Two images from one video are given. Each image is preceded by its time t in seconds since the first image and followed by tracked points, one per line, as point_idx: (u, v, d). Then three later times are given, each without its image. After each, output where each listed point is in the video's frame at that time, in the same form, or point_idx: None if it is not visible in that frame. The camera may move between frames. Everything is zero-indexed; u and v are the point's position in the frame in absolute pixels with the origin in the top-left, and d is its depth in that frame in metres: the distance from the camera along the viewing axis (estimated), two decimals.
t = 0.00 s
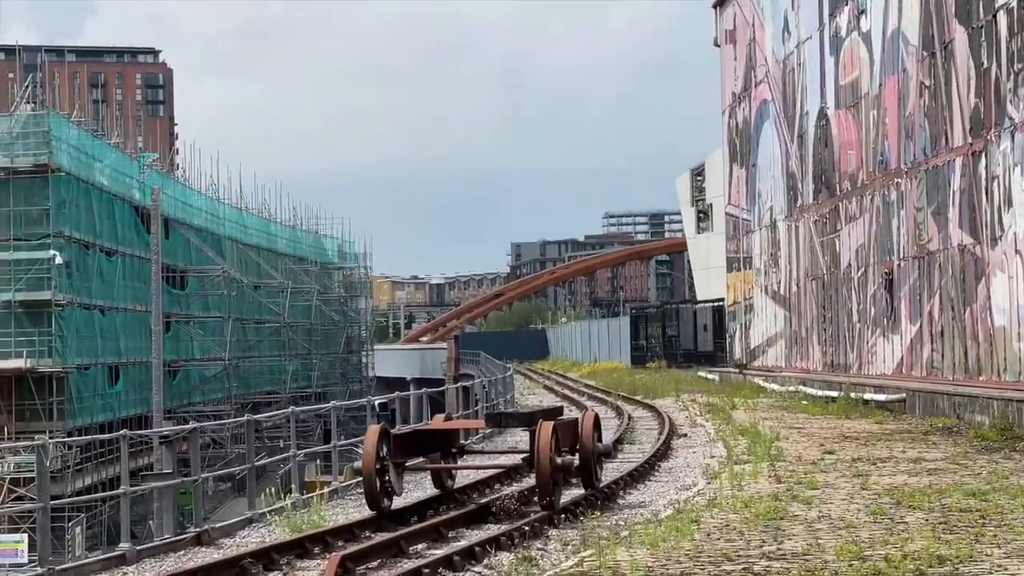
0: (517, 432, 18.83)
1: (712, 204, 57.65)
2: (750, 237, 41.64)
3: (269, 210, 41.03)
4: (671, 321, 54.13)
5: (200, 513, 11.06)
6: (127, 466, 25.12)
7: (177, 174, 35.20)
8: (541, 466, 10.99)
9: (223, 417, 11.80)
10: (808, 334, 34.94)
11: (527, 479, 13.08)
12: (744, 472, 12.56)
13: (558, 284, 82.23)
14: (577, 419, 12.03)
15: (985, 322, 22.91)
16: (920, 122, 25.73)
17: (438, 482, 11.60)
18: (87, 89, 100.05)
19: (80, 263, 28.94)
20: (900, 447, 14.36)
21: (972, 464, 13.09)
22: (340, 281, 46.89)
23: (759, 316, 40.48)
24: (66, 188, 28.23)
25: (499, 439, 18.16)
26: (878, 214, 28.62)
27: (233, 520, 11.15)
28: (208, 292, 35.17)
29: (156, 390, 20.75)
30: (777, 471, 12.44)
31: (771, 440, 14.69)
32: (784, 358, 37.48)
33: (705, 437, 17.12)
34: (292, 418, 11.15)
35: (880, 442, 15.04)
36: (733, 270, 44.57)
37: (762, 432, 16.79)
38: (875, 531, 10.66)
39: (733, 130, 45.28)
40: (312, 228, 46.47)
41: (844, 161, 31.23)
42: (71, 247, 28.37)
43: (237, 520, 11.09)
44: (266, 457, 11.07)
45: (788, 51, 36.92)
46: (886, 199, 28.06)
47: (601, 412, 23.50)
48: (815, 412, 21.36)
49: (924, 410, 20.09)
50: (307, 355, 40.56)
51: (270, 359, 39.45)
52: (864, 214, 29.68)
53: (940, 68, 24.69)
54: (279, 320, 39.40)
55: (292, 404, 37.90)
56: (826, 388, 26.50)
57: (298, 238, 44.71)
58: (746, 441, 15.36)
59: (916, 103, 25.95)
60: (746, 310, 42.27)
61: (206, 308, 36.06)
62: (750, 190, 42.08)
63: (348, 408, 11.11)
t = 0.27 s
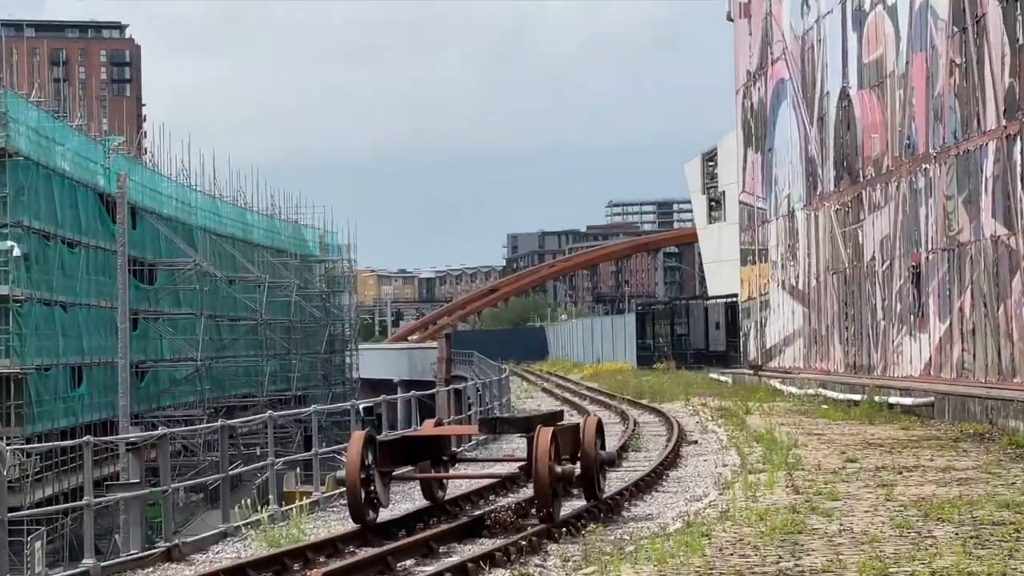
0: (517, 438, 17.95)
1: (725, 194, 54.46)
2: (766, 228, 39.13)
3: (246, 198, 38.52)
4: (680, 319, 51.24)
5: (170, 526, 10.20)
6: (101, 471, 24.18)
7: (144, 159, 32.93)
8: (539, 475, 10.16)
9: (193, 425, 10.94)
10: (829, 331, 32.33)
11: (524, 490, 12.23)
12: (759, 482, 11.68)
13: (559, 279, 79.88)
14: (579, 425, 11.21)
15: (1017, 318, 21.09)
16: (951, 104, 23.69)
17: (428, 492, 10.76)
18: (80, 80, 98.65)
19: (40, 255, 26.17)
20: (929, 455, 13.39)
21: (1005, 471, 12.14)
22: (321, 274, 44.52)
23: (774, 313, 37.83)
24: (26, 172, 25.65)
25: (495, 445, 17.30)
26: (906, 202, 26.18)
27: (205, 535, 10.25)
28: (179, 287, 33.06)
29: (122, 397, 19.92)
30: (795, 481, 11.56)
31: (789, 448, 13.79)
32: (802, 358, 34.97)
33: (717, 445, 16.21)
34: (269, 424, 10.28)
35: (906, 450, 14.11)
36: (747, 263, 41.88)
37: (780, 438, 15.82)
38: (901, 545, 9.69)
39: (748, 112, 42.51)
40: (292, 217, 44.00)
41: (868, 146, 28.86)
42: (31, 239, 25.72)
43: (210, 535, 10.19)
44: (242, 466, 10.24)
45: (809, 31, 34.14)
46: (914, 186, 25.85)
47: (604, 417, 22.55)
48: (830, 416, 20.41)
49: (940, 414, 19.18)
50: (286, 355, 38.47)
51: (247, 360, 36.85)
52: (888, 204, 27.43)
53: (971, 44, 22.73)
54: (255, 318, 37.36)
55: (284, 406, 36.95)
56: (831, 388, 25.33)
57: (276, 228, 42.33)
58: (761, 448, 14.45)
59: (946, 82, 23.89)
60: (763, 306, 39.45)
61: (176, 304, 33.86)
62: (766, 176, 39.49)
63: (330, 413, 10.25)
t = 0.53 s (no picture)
0: (515, 440, 17.24)
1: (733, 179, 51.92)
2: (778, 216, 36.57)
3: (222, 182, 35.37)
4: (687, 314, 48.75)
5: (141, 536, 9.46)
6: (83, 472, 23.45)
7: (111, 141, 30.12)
8: (535, 480, 9.50)
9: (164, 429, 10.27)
10: (845, 327, 29.96)
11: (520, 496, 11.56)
12: (771, 487, 11.00)
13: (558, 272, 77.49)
14: (579, 427, 10.55)
15: None
16: (975, 83, 21.86)
17: (417, 499, 10.10)
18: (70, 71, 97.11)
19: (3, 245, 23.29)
20: (951, 459, 12.68)
21: None
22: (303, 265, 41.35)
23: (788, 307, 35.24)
24: None
25: (490, 447, 16.59)
26: (928, 189, 24.15)
27: (180, 544, 9.47)
28: (149, 279, 30.05)
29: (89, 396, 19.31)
30: (808, 487, 10.88)
31: (802, 451, 13.11)
32: (817, 355, 32.49)
33: (726, 448, 15.49)
34: (247, 425, 9.61)
35: (926, 453, 13.42)
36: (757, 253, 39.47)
37: (793, 440, 15.08)
38: (923, 555, 8.95)
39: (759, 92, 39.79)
40: (270, 203, 40.47)
41: (887, 129, 26.67)
42: None
43: (185, 543, 9.41)
44: (218, 470, 9.58)
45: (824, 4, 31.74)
46: (936, 171, 23.87)
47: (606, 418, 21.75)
48: (845, 417, 19.65)
49: (963, 414, 18.40)
50: (265, 352, 35.38)
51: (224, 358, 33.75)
52: (908, 190, 25.36)
53: (998, 20, 20.92)
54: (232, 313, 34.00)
55: (278, 405, 36.16)
56: (846, 386, 24.20)
57: (253, 214, 38.91)
58: (773, 452, 13.77)
59: (970, 59, 22.08)
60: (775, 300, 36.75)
61: (147, 297, 31.05)
62: (778, 161, 37.22)
63: (312, 413, 9.60)
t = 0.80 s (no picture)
0: (511, 440, 16.72)
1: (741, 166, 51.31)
2: (788, 204, 35.71)
3: (201, 169, 34.83)
4: (691, 307, 48.12)
5: (118, 540, 8.98)
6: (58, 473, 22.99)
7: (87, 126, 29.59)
8: (533, 482, 9.05)
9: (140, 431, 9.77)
10: (858, 320, 29.26)
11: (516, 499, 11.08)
12: (780, 490, 10.53)
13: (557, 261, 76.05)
14: (577, 426, 10.08)
15: None
16: (995, 65, 21.44)
17: (408, 502, 9.64)
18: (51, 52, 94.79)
19: None
20: (969, 461, 12.19)
21: None
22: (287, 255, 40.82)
23: (797, 299, 34.53)
24: None
25: (485, 448, 16.07)
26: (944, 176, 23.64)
27: (158, 549, 8.96)
28: (126, 270, 29.51)
29: (64, 393, 18.91)
30: (819, 490, 10.41)
31: (813, 451, 12.63)
32: (829, 351, 31.71)
33: (733, 448, 15.00)
34: (228, 425, 9.13)
35: (943, 455, 12.93)
36: (766, 244, 38.69)
37: (802, 440, 14.61)
38: (939, 561, 8.44)
39: (768, 74, 38.93)
40: (254, 191, 39.90)
41: (902, 112, 26.00)
42: None
43: (165, 548, 8.90)
44: (198, 472, 9.11)
45: None
46: (953, 157, 23.36)
47: (607, 417, 21.22)
48: (858, 416, 19.17)
49: (982, 413, 17.83)
50: (248, 347, 34.75)
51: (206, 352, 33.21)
52: (924, 177, 24.82)
53: None
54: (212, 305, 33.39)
55: (264, 403, 35.45)
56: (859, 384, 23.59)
57: (234, 203, 38.30)
58: (782, 453, 13.30)
59: (990, 39, 21.59)
60: (784, 292, 35.97)
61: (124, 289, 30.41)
62: (786, 146, 36.46)
63: (297, 411, 9.12)
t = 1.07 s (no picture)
0: (506, 438, 16.20)
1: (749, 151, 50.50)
2: (798, 189, 34.76)
3: (181, 154, 33.97)
4: (695, 299, 47.14)
5: (92, 543, 8.52)
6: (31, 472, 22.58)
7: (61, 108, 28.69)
8: (529, 482, 8.59)
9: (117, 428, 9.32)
10: (872, 312, 28.49)
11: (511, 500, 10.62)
12: (789, 491, 10.07)
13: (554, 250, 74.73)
14: (576, 424, 9.61)
15: None
16: (1015, 43, 20.65)
17: (398, 503, 9.18)
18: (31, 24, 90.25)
19: None
20: (987, 460, 11.69)
21: None
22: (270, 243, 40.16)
23: (807, 290, 33.69)
24: None
25: (478, 447, 15.55)
26: (963, 159, 23.05)
27: (135, 552, 8.48)
28: (101, 259, 28.68)
29: (35, 389, 18.68)
30: (831, 491, 9.95)
31: (823, 450, 12.16)
32: (840, 345, 30.88)
33: (740, 447, 14.52)
34: (209, 422, 8.68)
35: (960, 453, 12.45)
36: (774, 232, 37.80)
37: (812, 438, 14.13)
38: (957, 566, 7.96)
39: (777, 53, 37.93)
40: (235, 177, 39.16)
41: (918, 92, 25.39)
42: None
43: (142, 551, 8.43)
44: (177, 471, 8.67)
45: None
46: (972, 140, 22.71)
47: (607, 414, 20.67)
48: (872, 413, 18.67)
49: (1002, 409, 17.22)
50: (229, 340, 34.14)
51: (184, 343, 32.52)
52: (940, 161, 24.24)
53: None
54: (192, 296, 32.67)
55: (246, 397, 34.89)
56: (874, 379, 23.02)
57: (215, 188, 37.55)
58: (791, 452, 12.83)
59: (1011, 17, 20.83)
60: (793, 283, 35.13)
61: (98, 279, 29.55)
62: (796, 130, 35.57)
63: (281, 408, 8.66)
